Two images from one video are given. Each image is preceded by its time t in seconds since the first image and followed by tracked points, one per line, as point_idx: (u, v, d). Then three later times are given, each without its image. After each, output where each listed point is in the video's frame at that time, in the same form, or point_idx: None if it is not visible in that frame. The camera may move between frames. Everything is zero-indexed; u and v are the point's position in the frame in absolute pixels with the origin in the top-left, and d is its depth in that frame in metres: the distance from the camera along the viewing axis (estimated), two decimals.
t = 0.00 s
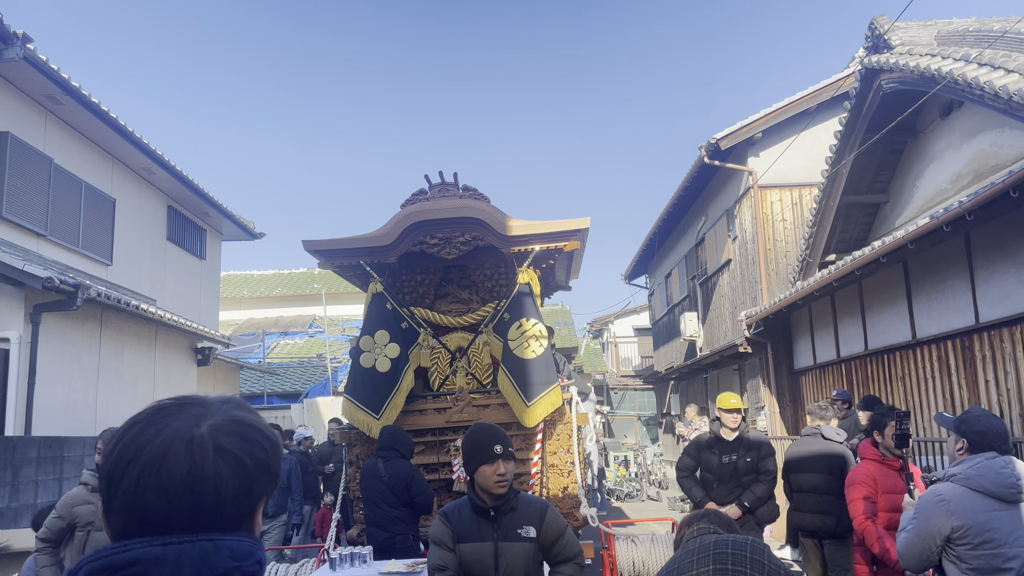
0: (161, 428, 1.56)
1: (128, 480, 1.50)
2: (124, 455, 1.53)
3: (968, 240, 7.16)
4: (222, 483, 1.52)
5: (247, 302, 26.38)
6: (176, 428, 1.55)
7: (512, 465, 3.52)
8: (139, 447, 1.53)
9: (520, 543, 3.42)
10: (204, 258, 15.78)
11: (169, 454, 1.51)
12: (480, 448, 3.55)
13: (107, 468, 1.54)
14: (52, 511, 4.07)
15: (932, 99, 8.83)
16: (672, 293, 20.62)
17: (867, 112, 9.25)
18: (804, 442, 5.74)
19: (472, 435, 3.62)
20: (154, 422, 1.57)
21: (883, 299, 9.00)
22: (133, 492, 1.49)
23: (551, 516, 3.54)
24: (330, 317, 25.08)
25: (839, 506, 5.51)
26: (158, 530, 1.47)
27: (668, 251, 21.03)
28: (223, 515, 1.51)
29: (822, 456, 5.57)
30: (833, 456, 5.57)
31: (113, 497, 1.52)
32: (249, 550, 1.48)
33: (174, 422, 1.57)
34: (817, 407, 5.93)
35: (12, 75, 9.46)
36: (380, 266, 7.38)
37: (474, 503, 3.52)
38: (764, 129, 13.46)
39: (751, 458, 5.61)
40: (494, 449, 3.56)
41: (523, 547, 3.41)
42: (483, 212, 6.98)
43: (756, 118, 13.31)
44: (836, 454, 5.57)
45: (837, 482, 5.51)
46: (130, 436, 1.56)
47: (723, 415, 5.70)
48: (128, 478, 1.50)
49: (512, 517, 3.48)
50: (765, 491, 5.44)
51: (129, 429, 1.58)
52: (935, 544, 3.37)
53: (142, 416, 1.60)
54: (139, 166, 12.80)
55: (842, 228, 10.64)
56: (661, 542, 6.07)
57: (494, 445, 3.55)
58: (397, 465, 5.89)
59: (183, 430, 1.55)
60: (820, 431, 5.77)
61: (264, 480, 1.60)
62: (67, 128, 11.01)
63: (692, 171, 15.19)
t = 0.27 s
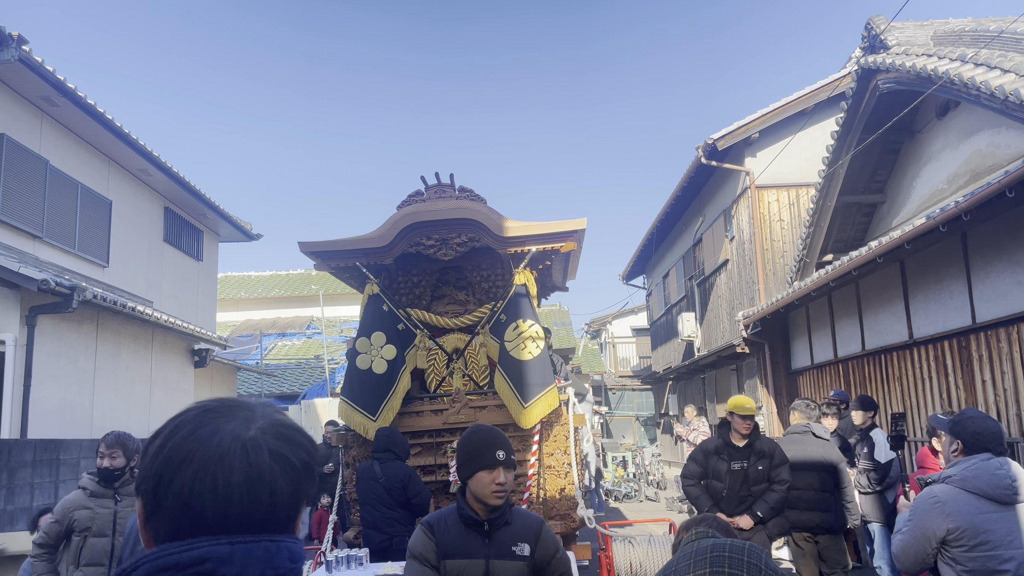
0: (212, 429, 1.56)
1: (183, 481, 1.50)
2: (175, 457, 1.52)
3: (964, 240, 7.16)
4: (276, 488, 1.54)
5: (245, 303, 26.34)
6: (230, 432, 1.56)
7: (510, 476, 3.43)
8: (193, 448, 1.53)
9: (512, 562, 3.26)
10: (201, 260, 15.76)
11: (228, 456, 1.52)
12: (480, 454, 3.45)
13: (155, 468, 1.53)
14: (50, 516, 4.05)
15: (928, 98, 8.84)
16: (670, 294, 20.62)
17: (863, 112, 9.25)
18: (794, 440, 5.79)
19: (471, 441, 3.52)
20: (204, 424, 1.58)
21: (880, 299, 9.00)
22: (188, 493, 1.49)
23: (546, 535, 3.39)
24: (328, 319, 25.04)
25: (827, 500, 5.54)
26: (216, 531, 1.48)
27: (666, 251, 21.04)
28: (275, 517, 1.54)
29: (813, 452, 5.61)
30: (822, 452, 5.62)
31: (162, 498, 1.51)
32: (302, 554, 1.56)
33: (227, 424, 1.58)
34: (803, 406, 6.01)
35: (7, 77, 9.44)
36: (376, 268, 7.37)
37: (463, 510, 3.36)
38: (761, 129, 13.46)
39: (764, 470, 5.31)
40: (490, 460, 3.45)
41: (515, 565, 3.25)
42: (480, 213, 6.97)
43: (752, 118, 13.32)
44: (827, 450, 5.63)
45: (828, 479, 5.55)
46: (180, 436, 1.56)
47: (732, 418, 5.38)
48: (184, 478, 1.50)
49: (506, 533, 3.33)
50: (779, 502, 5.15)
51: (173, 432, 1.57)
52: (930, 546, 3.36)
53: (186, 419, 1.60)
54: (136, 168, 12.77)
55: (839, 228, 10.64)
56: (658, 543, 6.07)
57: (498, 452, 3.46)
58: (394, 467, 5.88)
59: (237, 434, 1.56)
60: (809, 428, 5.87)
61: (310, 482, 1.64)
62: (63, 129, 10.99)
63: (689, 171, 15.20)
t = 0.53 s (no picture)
0: (214, 435, 1.51)
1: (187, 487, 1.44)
2: (174, 462, 1.45)
3: (962, 240, 7.15)
4: (274, 499, 1.53)
5: (244, 305, 26.32)
6: (235, 439, 1.53)
7: (538, 475, 3.12)
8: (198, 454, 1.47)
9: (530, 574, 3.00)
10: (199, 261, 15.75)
11: (236, 464, 1.49)
12: (508, 450, 3.09)
13: (153, 473, 1.45)
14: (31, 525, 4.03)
15: (926, 99, 8.83)
16: (668, 294, 20.60)
17: (860, 113, 9.24)
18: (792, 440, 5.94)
19: (496, 434, 3.15)
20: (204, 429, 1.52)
21: (878, 300, 8.99)
22: (192, 500, 1.43)
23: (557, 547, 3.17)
24: (327, 320, 25.03)
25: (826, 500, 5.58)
26: (221, 541, 1.44)
27: (665, 251, 21.03)
28: (270, 529, 1.52)
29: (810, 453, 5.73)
30: (819, 452, 5.76)
31: (158, 506, 1.44)
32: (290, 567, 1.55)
33: (229, 430, 1.54)
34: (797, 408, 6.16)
35: (4, 79, 9.43)
36: (373, 270, 7.36)
37: (482, 512, 3.02)
38: (759, 130, 13.46)
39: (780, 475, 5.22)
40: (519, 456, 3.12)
41: None
42: (476, 214, 6.96)
43: (750, 119, 13.31)
44: (822, 450, 5.77)
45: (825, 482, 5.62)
46: (179, 439, 1.49)
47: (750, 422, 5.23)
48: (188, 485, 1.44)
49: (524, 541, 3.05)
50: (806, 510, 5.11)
51: (169, 435, 1.49)
52: (922, 548, 3.35)
53: (180, 423, 1.53)
54: (133, 169, 12.76)
55: (837, 229, 10.63)
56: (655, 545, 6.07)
57: (526, 449, 3.12)
58: (390, 468, 5.87)
59: (240, 443, 1.52)
60: (805, 429, 6.04)
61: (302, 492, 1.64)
62: (60, 131, 10.98)
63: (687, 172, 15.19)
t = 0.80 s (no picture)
0: (180, 446, 1.41)
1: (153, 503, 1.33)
2: (136, 477, 1.33)
3: (963, 241, 7.12)
4: (234, 512, 1.46)
5: (247, 306, 26.36)
6: (201, 451, 1.44)
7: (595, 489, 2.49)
8: (165, 467, 1.36)
9: None
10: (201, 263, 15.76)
11: (208, 478, 1.41)
12: (564, 463, 2.41)
13: (113, 489, 1.32)
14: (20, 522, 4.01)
15: (927, 99, 8.79)
16: (671, 295, 20.58)
17: (862, 113, 9.21)
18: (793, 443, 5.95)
19: (546, 440, 2.45)
20: (165, 439, 1.41)
21: (879, 301, 8.96)
22: (160, 517, 1.33)
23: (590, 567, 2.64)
24: (329, 321, 25.04)
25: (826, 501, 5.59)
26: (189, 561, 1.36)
27: (667, 252, 21.00)
28: (227, 544, 1.45)
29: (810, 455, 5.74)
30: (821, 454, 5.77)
31: (115, 526, 1.31)
32: None
33: (193, 441, 1.45)
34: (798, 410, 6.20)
35: (5, 81, 9.45)
36: (372, 271, 7.36)
37: (535, 536, 2.39)
38: (760, 130, 13.44)
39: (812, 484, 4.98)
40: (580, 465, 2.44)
41: None
42: (475, 215, 6.95)
43: (752, 120, 13.29)
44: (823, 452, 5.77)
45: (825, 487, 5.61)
46: (141, 451, 1.37)
47: (785, 428, 4.91)
48: (157, 501, 1.33)
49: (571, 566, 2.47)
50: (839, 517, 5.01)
51: (126, 446, 1.37)
52: (917, 552, 3.33)
53: (132, 432, 1.39)
54: (134, 171, 12.77)
55: (838, 230, 10.60)
56: (654, 546, 6.05)
57: (585, 461, 2.45)
58: (388, 470, 5.85)
59: (202, 452, 1.43)
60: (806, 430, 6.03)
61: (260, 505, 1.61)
62: (61, 133, 10.99)
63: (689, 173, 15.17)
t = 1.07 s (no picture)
0: (143, 452, 1.31)
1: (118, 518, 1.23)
2: (101, 489, 1.24)
3: (968, 241, 7.08)
4: (198, 516, 1.39)
5: (253, 306, 26.43)
6: (166, 457, 1.35)
7: (684, 475, 2.33)
8: (131, 477, 1.27)
9: None
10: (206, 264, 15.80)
11: (176, 488, 1.33)
12: (654, 443, 2.25)
13: (74, 504, 1.21)
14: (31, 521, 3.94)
15: (932, 98, 8.75)
16: (676, 295, 20.54)
17: (867, 112, 9.17)
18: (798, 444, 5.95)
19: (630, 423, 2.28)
20: (127, 445, 1.30)
21: (884, 301, 8.91)
22: (127, 533, 1.24)
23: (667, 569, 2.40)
24: (334, 322, 25.08)
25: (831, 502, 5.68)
26: None
27: (672, 252, 20.98)
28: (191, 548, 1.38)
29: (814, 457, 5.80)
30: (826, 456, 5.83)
31: (72, 545, 1.21)
32: None
33: (155, 445, 1.35)
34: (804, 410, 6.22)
35: (10, 83, 9.50)
36: (374, 272, 7.36)
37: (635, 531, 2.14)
38: (765, 130, 13.41)
39: (860, 489, 4.81)
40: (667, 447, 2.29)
41: None
42: (477, 216, 6.94)
43: (757, 119, 13.26)
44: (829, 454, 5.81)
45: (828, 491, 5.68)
46: (103, 460, 1.26)
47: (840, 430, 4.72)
48: (124, 516, 1.24)
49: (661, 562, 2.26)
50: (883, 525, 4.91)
51: (83, 454, 1.25)
52: (917, 554, 3.32)
53: (89, 439, 1.28)
54: (139, 172, 12.81)
55: (844, 230, 10.57)
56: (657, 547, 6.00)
57: (674, 442, 2.29)
58: (390, 471, 5.85)
59: (164, 456, 1.34)
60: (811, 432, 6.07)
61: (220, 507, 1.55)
62: (66, 135, 11.03)
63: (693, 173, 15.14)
